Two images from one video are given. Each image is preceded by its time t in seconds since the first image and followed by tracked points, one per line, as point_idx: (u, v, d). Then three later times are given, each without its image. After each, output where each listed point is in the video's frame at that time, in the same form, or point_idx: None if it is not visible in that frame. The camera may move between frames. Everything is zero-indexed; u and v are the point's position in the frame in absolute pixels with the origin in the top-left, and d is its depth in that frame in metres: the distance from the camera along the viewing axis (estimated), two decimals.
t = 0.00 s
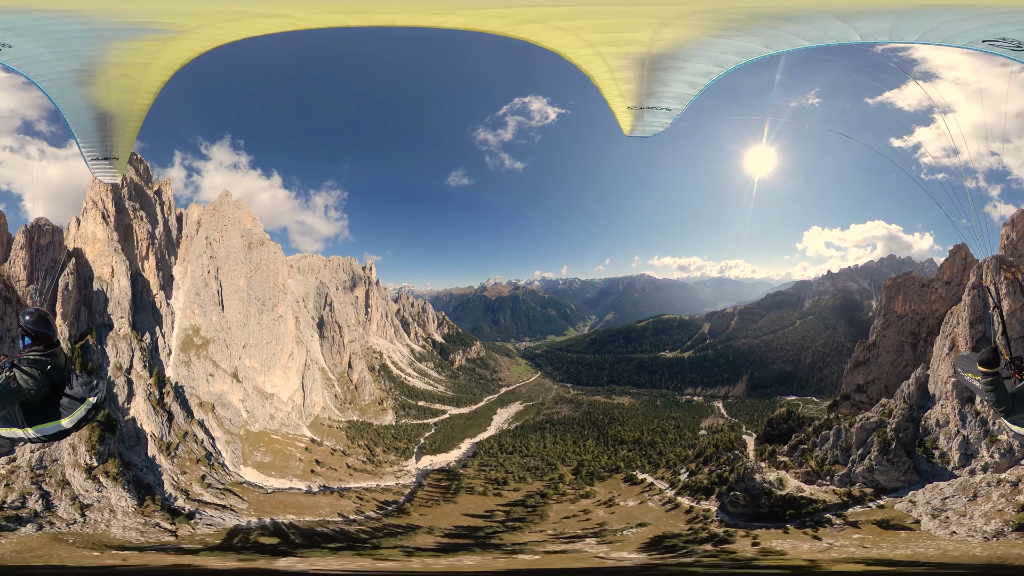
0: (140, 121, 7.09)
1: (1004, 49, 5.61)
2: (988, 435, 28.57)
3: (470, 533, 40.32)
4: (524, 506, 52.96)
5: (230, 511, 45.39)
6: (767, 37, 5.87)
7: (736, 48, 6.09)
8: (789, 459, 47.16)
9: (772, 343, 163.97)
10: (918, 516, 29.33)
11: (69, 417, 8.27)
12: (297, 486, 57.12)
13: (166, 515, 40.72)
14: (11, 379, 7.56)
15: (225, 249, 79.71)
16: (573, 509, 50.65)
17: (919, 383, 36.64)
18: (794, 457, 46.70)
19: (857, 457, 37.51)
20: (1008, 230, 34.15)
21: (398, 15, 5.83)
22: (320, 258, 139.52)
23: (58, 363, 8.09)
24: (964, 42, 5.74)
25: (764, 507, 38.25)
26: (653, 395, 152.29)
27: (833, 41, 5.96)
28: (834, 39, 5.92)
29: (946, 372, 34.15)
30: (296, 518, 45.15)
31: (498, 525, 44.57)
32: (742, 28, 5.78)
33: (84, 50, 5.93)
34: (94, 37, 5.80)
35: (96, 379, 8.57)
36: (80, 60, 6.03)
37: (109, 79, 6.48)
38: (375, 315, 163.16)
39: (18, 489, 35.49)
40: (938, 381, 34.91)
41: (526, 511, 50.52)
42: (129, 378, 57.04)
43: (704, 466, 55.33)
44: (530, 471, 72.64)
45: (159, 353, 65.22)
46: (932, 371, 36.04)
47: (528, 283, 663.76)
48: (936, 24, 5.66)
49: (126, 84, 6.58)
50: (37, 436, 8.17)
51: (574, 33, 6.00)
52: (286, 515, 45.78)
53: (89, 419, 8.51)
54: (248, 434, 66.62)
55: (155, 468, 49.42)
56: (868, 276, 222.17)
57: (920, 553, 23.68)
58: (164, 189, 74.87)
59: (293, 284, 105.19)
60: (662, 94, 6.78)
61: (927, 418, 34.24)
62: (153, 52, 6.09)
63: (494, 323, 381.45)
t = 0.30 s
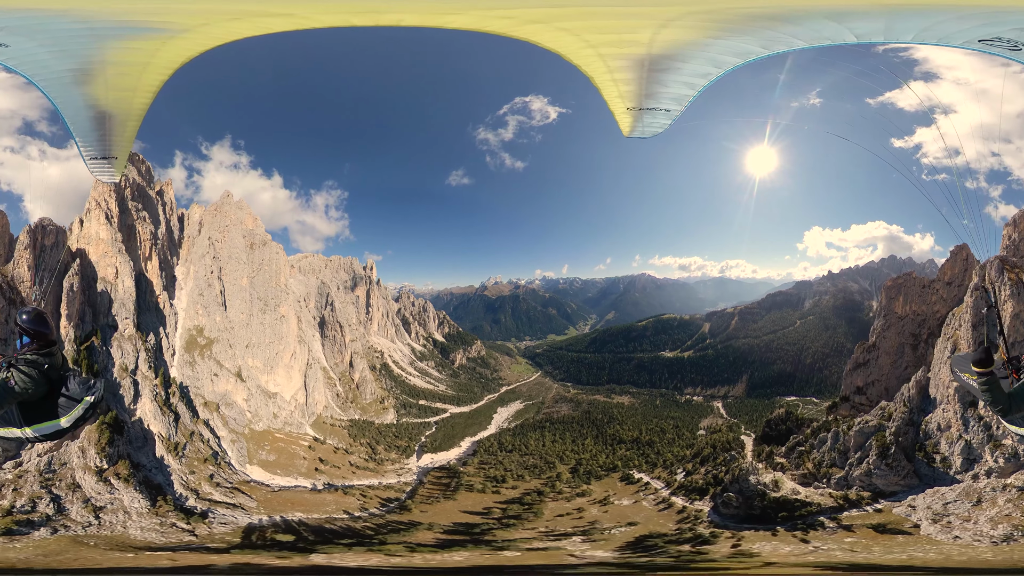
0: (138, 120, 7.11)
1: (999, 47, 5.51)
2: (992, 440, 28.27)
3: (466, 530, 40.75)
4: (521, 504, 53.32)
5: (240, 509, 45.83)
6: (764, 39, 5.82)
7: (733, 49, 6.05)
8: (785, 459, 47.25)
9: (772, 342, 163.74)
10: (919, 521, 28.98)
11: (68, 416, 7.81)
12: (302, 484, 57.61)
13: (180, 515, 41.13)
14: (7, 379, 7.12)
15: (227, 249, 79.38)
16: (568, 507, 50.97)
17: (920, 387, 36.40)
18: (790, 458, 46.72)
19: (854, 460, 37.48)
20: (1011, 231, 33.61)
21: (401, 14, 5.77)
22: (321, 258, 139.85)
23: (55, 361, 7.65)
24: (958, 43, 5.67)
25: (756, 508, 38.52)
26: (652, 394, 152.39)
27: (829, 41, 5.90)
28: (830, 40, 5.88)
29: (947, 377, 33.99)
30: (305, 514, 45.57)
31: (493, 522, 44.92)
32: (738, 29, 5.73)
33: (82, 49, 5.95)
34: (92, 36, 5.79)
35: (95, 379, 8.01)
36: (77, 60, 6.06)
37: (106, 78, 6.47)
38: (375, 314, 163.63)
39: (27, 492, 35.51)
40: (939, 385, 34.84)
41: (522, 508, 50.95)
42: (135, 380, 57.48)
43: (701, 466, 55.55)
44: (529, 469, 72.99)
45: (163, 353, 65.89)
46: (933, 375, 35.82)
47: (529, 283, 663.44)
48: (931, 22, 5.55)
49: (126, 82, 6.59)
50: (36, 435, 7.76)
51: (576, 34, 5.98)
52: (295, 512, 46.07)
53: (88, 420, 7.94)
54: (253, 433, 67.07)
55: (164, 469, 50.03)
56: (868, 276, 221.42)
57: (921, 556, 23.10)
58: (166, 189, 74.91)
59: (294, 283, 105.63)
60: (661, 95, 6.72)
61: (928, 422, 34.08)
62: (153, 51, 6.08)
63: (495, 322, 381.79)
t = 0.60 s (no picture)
0: (135, 119, 7.12)
1: (991, 48, 5.58)
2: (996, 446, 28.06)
3: (463, 527, 41.12)
4: (517, 501, 53.59)
5: (249, 507, 46.19)
6: (761, 41, 5.87)
7: (731, 51, 6.09)
8: (782, 461, 47.05)
9: (772, 342, 163.49)
10: (918, 525, 28.60)
11: (68, 416, 7.83)
12: (307, 481, 58.04)
13: (196, 514, 41.51)
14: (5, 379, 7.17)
15: (230, 249, 80.26)
16: (563, 505, 51.20)
17: (920, 391, 36.29)
18: (788, 459, 46.64)
19: (852, 464, 37.30)
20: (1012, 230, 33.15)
21: (413, 14, 5.82)
22: (321, 258, 140.32)
23: (53, 361, 7.68)
24: (949, 43, 5.73)
25: (749, 510, 38.11)
26: (652, 394, 152.41)
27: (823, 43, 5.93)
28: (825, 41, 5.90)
29: (948, 381, 34.03)
30: (312, 511, 45.89)
31: (488, 519, 45.24)
32: (735, 30, 5.74)
33: (78, 47, 5.98)
34: (83, 35, 5.81)
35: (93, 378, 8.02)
36: (73, 58, 6.10)
37: (103, 77, 6.49)
38: (376, 313, 164.10)
39: (38, 498, 35.66)
40: (940, 389, 34.73)
41: (519, 506, 51.29)
42: (140, 380, 57.42)
43: (697, 467, 55.61)
44: (527, 467, 73.25)
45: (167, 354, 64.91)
46: (934, 378, 35.67)
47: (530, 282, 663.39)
48: (918, 22, 5.56)
49: (122, 82, 6.62)
50: (35, 436, 7.78)
51: (579, 36, 5.99)
52: (303, 510, 46.31)
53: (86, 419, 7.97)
54: (257, 432, 67.55)
55: (173, 469, 49.93)
56: (869, 276, 220.96)
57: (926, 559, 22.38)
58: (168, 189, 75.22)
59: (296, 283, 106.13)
60: (660, 97, 6.74)
61: (929, 426, 33.79)
62: (148, 50, 6.12)
63: (495, 322, 382.06)
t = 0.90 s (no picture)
0: (132, 118, 7.19)
1: (983, 46, 5.56)
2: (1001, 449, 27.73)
3: (461, 524, 41.27)
4: (514, 499, 53.70)
5: (257, 505, 46.48)
6: (753, 44, 5.88)
7: (726, 53, 6.09)
8: (780, 463, 46.74)
9: (773, 342, 162.96)
10: (919, 530, 28.10)
11: (67, 415, 7.92)
12: (311, 479, 58.34)
13: (210, 513, 41.83)
14: (4, 381, 7.25)
15: (232, 249, 80.85)
16: (557, 504, 51.22)
17: (921, 395, 36.19)
18: (785, 461, 46.35)
19: (850, 468, 37.17)
20: (1014, 230, 32.84)
21: (433, 15, 5.82)
22: (322, 258, 140.90)
23: (51, 362, 7.76)
24: (941, 42, 5.70)
25: (741, 512, 38.36)
26: (651, 393, 152.28)
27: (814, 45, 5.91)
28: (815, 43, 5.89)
29: (950, 385, 33.95)
30: (317, 508, 46.11)
31: (484, 516, 45.37)
32: (729, 34, 5.76)
33: (73, 45, 6.01)
34: (79, 32, 5.85)
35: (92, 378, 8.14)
36: (69, 56, 6.14)
37: (100, 75, 6.53)
38: (377, 313, 164.65)
39: (50, 501, 35.29)
40: (943, 394, 34.47)
41: (515, 503, 51.45)
42: (147, 380, 57.58)
43: (694, 467, 55.50)
44: (526, 466, 73.37)
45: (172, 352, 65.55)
46: (935, 382, 35.62)
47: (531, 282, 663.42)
48: (903, 22, 5.50)
49: (119, 80, 6.67)
50: (34, 436, 7.85)
51: (581, 38, 5.97)
52: (309, 507, 46.47)
53: (85, 419, 8.09)
54: (261, 430, 68.00)
55: (181, 469, 50.05)
56: (870, 276, 220.56)
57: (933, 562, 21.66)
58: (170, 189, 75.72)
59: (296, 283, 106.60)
60: (657, 100, 6.75)
61: (930, 431, 33.62)
62: (146, 48, 6.17)
63: (496, 322, 382.17)
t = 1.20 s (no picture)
0: (134, 116, 7.27)
1: (977, 43, 5.49)
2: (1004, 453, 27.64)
3: (458, 520, 41.53)
4: (511, 497, 53.93)
5: (264, 502, 46.81)
6: (738, 42, 5.89)
7: (714, 53, 6.10)
8: (777, 464, 46.53)
9: (773, 343, 162.46)
10: (920, 534, 27.78)
11: (67, 412, 8.12)
12: (314, 477, 58.68)
13: (221, 511, 42.19)
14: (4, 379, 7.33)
15: (234, 249, 81.37)
16: (552, 502, 51.37)
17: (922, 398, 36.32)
18: (782, 462, 46.18)
19: (847, 471, 36.98)
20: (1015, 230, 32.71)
21: (440, 18, 5.83)
22: (322, 258, 141.34)
23: (50, 359, 7.85)
24: (934, 39, 5.66)
25: (732, 513, 38.55)
26: (650, 393, 152.11)
27: (799, 44, 5.91)
28: (800, 42, 5.91)
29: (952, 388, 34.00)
30: (322, 506, 46.38)
31: (481, 513, 45.55)
32: (715, 34, 5.81)
33: (77, 42, 5.99)
34: (88, 31, 5.85)
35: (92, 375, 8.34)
36: (72, 54, 6.15)
37: (103, 73, 6.57)
38: (378, 313, 165.13)
39: (63, 504, 35.44)
40: (944, 397, 34.44)
41: (511, 501, 51.70)
42: (152, 381, 57.73)
43: (691, 467, 55.44)
44: (524, 464, 73.56)
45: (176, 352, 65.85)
46: (936, 386, 35.71)
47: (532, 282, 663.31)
48: (886, 22, 5.55)
49: (123, 77, 6.70)
50: (33, 434, 7.92)
51: (575, 41, 5.99)
52: (315, 505, 46.73)
53: (85, 414, 8.31)
54: (265, 429, 68.50)
55: (189, 468, 50.35)
56: (869, 275, 220.20)
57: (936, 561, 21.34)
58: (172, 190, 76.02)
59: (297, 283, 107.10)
60: (651, 101, 6.71)
61: (931, 436, 33.63)
62: (154, 47, 6.20)
63: (496, 321, 382.21)
